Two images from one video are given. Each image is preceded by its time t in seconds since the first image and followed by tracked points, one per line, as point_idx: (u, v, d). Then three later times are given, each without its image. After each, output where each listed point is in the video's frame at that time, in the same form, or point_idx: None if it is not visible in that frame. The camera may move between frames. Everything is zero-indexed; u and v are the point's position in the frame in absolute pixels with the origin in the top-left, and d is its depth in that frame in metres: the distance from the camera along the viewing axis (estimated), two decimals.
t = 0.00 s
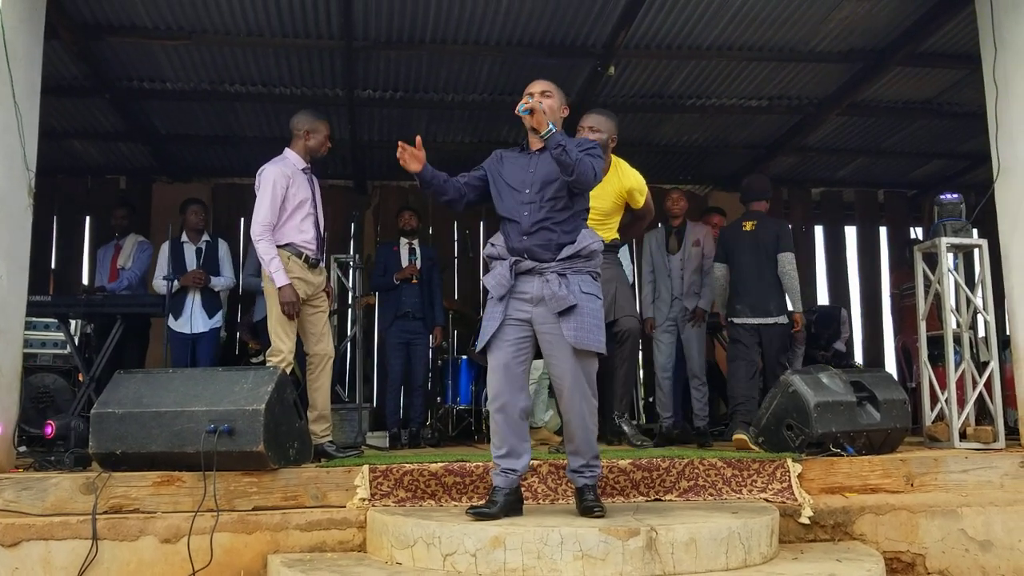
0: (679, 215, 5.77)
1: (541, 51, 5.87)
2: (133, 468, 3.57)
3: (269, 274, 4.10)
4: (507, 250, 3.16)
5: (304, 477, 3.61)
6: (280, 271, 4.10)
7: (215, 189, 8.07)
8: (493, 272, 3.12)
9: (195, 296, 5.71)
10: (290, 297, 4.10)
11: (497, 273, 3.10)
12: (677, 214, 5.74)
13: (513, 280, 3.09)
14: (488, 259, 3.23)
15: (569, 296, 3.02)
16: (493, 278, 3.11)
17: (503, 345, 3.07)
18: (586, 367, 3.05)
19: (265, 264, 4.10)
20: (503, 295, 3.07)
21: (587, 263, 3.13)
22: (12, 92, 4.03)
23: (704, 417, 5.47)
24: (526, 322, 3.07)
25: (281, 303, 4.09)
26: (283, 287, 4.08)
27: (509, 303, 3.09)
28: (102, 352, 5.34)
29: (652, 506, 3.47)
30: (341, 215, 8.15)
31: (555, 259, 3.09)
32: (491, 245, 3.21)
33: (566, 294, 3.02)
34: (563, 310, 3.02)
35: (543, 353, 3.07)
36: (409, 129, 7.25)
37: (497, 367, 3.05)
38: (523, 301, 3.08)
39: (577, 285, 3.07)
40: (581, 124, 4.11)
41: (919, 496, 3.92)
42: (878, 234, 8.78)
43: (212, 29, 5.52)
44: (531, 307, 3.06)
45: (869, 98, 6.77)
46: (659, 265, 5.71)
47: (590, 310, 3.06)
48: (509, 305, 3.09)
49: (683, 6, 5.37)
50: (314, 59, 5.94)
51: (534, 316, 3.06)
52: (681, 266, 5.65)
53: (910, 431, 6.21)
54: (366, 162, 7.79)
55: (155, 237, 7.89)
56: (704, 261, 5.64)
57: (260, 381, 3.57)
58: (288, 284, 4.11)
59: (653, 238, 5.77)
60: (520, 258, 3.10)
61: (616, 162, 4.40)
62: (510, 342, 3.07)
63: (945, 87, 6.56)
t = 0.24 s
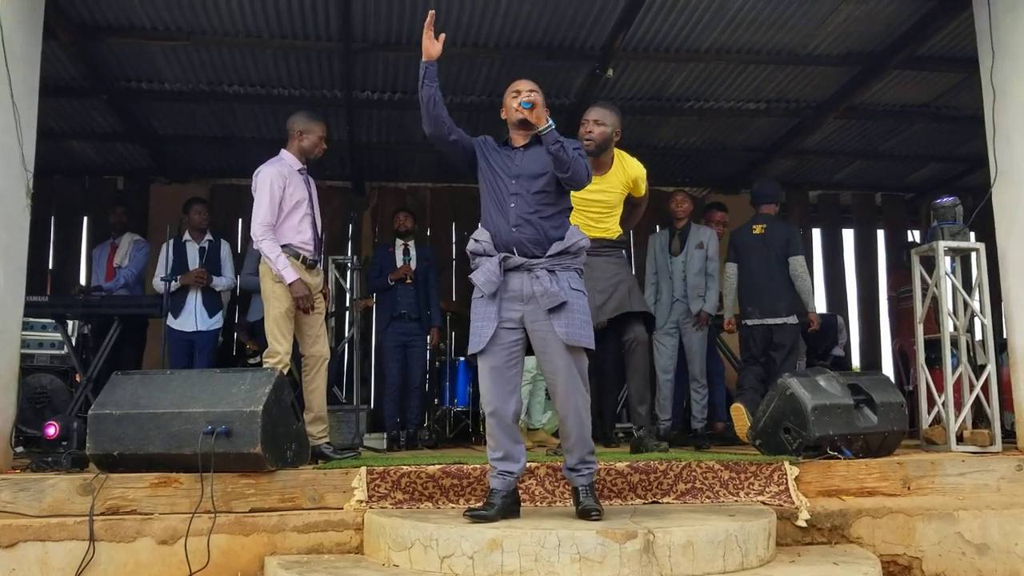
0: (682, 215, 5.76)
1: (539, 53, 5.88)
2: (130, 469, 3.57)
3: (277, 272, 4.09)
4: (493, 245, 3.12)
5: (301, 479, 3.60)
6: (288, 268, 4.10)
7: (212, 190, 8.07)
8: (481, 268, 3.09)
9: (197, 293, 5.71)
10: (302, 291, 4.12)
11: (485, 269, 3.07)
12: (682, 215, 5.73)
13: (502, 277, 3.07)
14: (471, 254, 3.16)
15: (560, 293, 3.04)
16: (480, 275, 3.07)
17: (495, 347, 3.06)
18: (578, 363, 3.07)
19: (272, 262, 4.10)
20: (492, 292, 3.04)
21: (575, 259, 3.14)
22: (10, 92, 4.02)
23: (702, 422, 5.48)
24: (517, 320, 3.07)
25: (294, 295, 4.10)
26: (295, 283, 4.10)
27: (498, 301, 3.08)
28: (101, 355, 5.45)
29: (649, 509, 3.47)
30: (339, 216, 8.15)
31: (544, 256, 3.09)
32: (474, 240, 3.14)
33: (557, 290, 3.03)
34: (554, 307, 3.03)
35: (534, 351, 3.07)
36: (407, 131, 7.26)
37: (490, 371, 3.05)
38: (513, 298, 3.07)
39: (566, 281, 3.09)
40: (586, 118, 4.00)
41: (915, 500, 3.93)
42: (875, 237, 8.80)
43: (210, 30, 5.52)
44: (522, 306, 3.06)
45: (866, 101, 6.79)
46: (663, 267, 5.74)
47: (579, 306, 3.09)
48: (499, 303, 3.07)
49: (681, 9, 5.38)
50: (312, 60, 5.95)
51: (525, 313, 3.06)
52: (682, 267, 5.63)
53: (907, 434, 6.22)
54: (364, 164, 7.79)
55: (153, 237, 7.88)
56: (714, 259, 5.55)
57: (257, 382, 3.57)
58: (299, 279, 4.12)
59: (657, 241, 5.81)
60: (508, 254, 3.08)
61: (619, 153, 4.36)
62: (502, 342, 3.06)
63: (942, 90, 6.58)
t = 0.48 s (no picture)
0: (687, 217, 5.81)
1: (538, 55, 5.88)
2: (129, 470, 3.57)
3: (267, 275, 4.10)
4: (486, 244, 3.11)
5: (299, 480, 3.60)
6: (277, 271, 4.11)
7: (211, 191, 8.07)
8: (474, 267, 3.06)
9: (201, 293, 5.71)
10: (291, 295, 4.11)
11: (479, 268, 3.05)
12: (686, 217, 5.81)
13: (497, 277, 3.07)
14: (461, 256, 3.12)
15: (556, 293, 3.07)
16: (475, 274, 3.04)
17: (489, 348, 3.05)
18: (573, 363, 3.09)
19: (261, 265, 4.11)
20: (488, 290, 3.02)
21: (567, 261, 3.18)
22: (9, 92, 4.03)
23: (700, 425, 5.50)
24: (511, 321, 3.06)
25: (282, 299, 4.09)
26: (283, 287, 4.09)
27: (492, 301, 3.07)
28: (99, 355, 5.47)
29: (647, 511, 3.47)
30: (338, 218, 8.15)
31: (538, 257, 3.12)
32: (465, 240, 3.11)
33: (553, 290, 3.06)
34: (550, 307, 3.06)
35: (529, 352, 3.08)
36: (406, 133, 7.26)
37: (486, 372, 3.03)
38: (508, 299, 3.07)
39: (559, 282, 3.13)
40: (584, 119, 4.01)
41: (914, 502, 3.93)
42: (874, 239, 8.81)
43: (209, 32, 5.53)
44: (517, 306, 3.06)
45: (865, 104, 6.80)
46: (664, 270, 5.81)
47: (572, 308, 3.14)
48: (493, 303, 3.06)
49: (680, 11, 5.39)
50: (312, 62, 5.95)
51: (520, 313, 3.06)
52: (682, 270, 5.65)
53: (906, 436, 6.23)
54: (363, 165, 7.80)
55: (151, 238, 7.88)
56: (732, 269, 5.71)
57: (256, 384, 3.57)
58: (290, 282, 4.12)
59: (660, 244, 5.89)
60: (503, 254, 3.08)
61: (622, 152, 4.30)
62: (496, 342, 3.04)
63: (941, 93, 6.59)
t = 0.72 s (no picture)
0: (683, 219, 5.82)
1: (536, 55, 5.88)
2: (123, 470, 3.55)
3: (253, 269, 4.10)
4: (483, 248, 3.09)
5: (294, 480, 3.59)
6: (264, 265, 4.10)
7: (208, 190, 8.05)
8: (476, 271, 3.02)
9: (197, 297, 5.69)
10: (279, 288, 4.09)
11: (480, 271, 3.01)
12: (682, 217, 5.82)
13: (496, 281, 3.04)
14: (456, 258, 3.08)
15: (553, 297, 3.09)
16: (477, 277, 3.00)
17: (488, 353, 3.00)
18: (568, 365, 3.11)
19: (249, 261, 4.10)
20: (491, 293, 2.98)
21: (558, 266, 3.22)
22: (5, 90, 4.01)
23: (697, 428, 5.45)
24: (509, 324, 3.04)
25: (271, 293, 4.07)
26: (270, 279, 4.08)
27: (491, 305, 3.03)
28: (94, 354, 5.47)
29: (642, 512, 3.46)
30: (334, 217, 8.14)
31: (533, 262, 3.13)
32: (460, 242, 3.07)
33: (550, 294, 3.09)
34: (548, 310, 3.07)
35: (524, 355, 3.07)
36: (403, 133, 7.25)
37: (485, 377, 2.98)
38: (506, 302, 3.04)
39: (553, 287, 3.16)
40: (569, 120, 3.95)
41: (910, 504, 3.93)
42: (871, 241, 8.82)
43: (206, 30, 5.51)
44: (515, 309, 3.05)
45: (863, 106, 6.80)
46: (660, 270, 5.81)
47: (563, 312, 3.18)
48: (492, 306, 3.02)
49: (678, 12, 5.39)
50: (309, 61, 5.94)
51: (518, 317, 3.05)
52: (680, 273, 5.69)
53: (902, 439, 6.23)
54: (360, 165, 7.79)
55: (147, 237, 7.86)
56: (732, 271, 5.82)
57: (252, 383, 3.56)
58: (277, 276, 4.10)
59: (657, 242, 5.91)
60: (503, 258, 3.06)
61: (615, 154, 4.22)
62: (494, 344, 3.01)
63: (938, 96, 6.60)
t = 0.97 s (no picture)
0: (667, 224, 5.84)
1: (530, 60, 5.89)
2: (115, 476, 3.53)
3: (246, 273, 4.09)
4: (476, 249, 3.06)
5: (287, 486, 3.58)
6: (257, 269, 4.09)
7: (201, 194, 8.03)
8: (474, 273, 2.98)
9: (185, 299, 5.66)
10: (272, 292, 4.09)
11: (477, 272, 2.98)
12: (667, 223, 5.83)
13: (493, 282, 3.01)
14: (450, 258, 3.02)
15: (543, 300, 3.12)
16: (476, 278, 2.97)
17: (483, 357, 2.98)
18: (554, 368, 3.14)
19: (242, 265, 4.09)
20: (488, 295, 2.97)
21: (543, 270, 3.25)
22: None
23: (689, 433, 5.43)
24: (501, 327, 3.03)
25: (262, 297, 4.07)
26: (263, 284, 4.07)
27: (486, 307, 3.00)
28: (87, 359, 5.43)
29: (636, 518, 3.46)
30: (328, 222, 8.13)
31: (521, 266, 3.14)
32: (454, 243, 3.03)
33: (540, 297, 3.11)
34: (539, 313, 3.09)
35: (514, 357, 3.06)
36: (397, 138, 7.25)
37: (477, 378, 2.98)
38: (500, 304, 3.02)
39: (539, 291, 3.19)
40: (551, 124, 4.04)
41: (903, 510, 3.93)
42: (864, 247, 8.84)
43: (200, 34, 5.50)
44: (508, 312, 3.04)
45: (856, 112, 6.82)
46: (648, 275, 5.65)
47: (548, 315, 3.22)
48: (487, 309, 3.00)
49: (672, 18, 5.40)
50: (303, 65, 5.93)
51: (509, 319, 3.04)
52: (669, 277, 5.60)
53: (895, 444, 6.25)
54: (354, 169, 7.78)
55: (140, 241, 7.83)
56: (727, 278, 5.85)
57: (245, 389, 3.55)
58: (270, 280, 4.10)
59: (642, 247, 5.69)
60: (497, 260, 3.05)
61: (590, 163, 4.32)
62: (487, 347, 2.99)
63: (931, 102, 6.63)
